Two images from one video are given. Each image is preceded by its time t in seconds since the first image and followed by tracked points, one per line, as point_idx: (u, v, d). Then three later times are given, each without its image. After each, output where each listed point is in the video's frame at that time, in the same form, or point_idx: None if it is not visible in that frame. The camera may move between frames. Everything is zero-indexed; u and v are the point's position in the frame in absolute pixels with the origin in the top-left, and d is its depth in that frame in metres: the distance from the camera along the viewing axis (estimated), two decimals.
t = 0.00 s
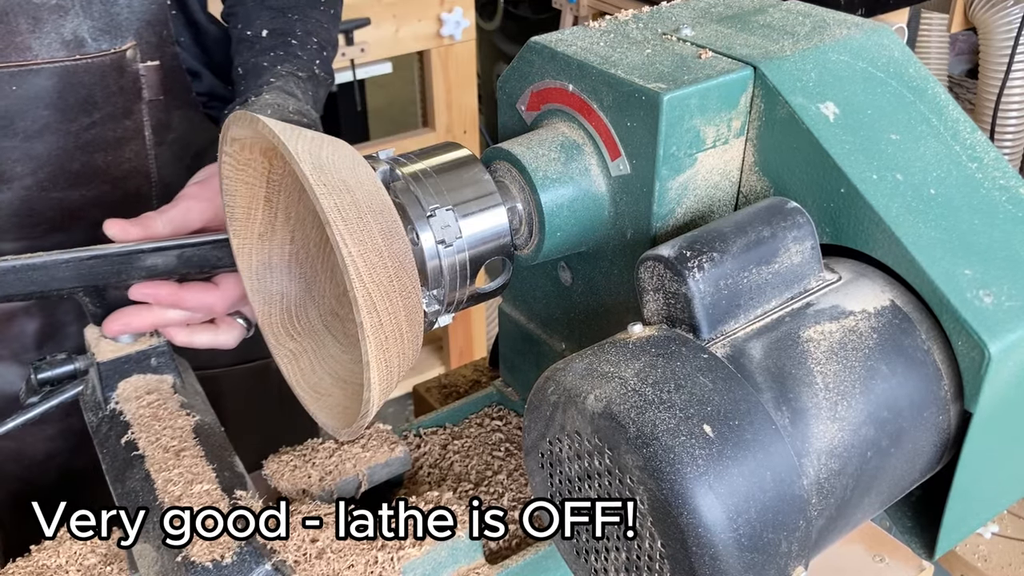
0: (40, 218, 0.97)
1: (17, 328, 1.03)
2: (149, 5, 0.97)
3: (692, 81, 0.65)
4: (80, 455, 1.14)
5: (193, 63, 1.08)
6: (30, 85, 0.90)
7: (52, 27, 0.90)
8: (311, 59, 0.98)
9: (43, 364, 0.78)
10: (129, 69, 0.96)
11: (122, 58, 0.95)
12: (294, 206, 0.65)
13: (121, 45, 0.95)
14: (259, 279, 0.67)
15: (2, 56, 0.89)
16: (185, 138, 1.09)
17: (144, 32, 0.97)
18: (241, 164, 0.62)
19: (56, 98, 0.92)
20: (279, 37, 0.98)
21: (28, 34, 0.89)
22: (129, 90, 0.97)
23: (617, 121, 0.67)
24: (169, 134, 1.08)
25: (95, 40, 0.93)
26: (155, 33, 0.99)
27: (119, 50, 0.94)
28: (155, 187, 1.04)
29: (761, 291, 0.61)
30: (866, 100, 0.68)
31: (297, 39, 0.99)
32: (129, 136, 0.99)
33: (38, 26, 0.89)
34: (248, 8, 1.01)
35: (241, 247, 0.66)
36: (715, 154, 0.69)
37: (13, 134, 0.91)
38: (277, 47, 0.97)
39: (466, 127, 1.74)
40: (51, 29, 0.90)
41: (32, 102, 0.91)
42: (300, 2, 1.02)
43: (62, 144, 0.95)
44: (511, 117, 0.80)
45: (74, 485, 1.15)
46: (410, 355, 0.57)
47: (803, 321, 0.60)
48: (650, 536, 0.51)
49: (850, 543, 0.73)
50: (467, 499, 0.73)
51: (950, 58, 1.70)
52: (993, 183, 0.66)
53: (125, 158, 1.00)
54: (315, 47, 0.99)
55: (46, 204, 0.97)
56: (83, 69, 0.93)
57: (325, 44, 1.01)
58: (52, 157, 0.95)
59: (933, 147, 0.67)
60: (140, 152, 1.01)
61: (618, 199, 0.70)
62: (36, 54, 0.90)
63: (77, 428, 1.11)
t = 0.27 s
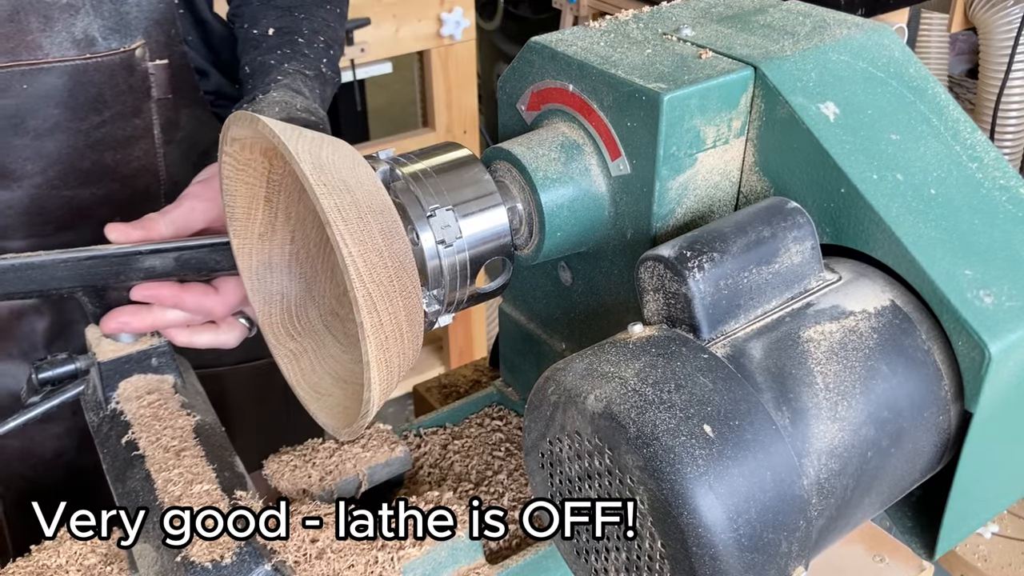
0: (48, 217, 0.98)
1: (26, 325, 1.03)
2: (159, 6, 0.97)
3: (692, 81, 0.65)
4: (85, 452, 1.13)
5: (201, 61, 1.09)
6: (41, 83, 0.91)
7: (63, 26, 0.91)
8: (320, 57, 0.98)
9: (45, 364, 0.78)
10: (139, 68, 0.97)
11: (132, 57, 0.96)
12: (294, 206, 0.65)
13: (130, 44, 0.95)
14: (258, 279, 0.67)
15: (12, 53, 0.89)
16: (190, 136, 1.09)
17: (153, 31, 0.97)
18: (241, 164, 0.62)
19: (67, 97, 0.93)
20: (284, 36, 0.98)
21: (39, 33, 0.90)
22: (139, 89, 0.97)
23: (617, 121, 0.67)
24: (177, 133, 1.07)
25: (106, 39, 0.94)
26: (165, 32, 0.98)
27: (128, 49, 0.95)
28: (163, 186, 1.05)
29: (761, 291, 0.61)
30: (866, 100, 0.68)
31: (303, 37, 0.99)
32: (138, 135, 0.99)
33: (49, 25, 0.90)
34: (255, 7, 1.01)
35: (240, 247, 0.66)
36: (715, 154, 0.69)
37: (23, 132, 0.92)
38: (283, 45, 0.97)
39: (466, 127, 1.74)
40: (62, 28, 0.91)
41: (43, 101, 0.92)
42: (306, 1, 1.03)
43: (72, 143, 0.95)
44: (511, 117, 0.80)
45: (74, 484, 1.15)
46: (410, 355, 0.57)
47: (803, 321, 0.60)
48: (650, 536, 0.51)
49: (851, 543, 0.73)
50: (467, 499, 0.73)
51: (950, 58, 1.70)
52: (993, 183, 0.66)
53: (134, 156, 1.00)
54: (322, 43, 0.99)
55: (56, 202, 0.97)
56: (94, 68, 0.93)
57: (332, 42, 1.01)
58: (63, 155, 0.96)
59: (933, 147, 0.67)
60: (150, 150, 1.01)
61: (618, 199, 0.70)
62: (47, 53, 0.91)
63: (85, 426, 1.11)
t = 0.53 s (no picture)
0: (47, 217, 0.98)
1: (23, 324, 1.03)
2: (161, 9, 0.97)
3: (692, 81, 0.65)
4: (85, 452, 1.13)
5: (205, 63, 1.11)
6: (39, 84, 0.91)
7: (62, 27, 0.91)
8: (325, 57, 0.98)
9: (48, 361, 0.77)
10: (138, 70, 0.97)
11: (131, 59, 0.96)
12: (294, 206, 0.65)
13: (130, 45, 0.96)
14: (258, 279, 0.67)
15: (11, 55, 0.90)
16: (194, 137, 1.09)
17: (153, 33, 0.97)
18: (241, 164, 0.62)
19: (65, 98, 0.93)
20: (293, 35, 0.98)
21: (38, 34, 0.91)
22: (138, 90, 0.97)
23: (617, 121, 0.67)
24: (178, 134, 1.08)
25: (104, 40, 0.94)
26: (166, 34, 0.98)
27: (127, 51, 0.95)
28: (163, 187, 1.05)
29: (761, 291, 0.61)
30: (866, 100, 0.68)
31: (311, 37, 0.99)
32: (137, 136, 0.99)
33: (48, 26, 0.91)
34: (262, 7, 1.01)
35: (240, 247, 0.66)
36: (715, 154, 0.69)
37: (21, 133, 0.92)
38: (290, 45, 0.97)
39: (466, 127, 1.74)
40: (61, 29, 0.92)
41: (42, 102, 0.92)
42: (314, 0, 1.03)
43: (70, 144, 0.95)
44: (511, 117, 0.80)
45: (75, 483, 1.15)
46: (410, 354, 0.57)
47: (803, 321, 0.60)
48: (650, 536, 0.51)
49: (851, 543, 0.73)
50: (467, 499, 0.73)
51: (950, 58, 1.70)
52: (994, 183, 0.66)
53: (133, 158, 1.00)
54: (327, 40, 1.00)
55: (54, 203, 0.97)
56: (93, 69, 0.93)
57: (339, 42, 1.01)
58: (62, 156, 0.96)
59: (933, 147, 0.67)
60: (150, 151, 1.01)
61: (618, 199, 0.70)
62: (46, 54, 0.92)
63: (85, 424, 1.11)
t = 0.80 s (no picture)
0: (57, 219, 0.98)
1: (32, 324, 1.04)
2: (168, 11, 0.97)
3: (692, 81, 0.65)
4: (86, 452, 1.13)
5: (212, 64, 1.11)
6: (50, 87, 0.92)
7: (71, 30, 0.92)
8: (331, 47, 0.98)
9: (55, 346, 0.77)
10: (147, 72, 0.97)
11: (140, 60, 0.96)
12: (295, 206, 0.65)
13: (138, 47, 0.96)
14: (258, 279, 0.67)
15: (22, 58, 0.91)
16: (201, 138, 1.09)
17: (161, 35, 0.97)
18: (241, 164, 0.62)
19: (75, 101, 0.94)
20: (298, 25, 0.99)
21: (48, 37, 0.91)
22: (147, 92, 0.98)
23: (617, 121, 0.67)
24: (185, 135, 1.08)
25: (114, 42, 0.95)
26: (174, 35, 0.98)
27: (136, 53, 0.96)
28: (170, 188, 1.05)
29: (761, 290, 0.61)
30: (866, 101, 0.68)
31: (317, 28, 0.99)
32: (146, 138, 1.00)
33: (58, 29, 0.91)
34: None
35: (240, 248, 0.65)
36: (715, 154, 0.69)
37: (32, 135, 0.93)
38: (297, 36, 0.97)
39: (466, 127, 1.74)
40: (71, 32, 0.92)
41: (51, 104, 0.92)
42: None
43: (80, 146, 0.96)
44: (511, 117, 0.80)
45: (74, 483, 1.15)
46: (410, 354, 0.57)
47: (803, 321, 0.60)
48: (650, 536, 0.51)
49: (851, 543, 0.73)
50: (467, 498, 0.73)
51: (950, 58, 1.70)
52: (993, 183, 0.66)
53: (141, 159, 1.01)
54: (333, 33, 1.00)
55: (63, 205, 0.98)
56: (102, 71, 0.94)
57: (345, 33, 1.02)
58: (72, 157, 0.96)
59: (933, 147, 0.67)
60: (157, 153, 1.01)
61: (618, 199, 0.70)
62: (56, 57, 0.92)
63: (92, 424, 1.11)
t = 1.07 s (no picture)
0: (64, 220, 1.01)
1: (39, 326, 1.05)
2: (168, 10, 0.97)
3: (692, 81, 0.65)
4: (85, 451, 1.13)
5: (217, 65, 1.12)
6: (57, 89, 0.94)
7: (79, 32, 0.94)
8: (325, 52, 0.98)
9: (44, 353, 0.79)
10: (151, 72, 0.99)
11: (146, 62, 0.99)
12: (295, 206, 0.65)
13: (145, 49, 0.99)
14: (258, 279, 0.67)
15: (31, 61, 0.93)
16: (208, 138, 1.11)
17: (167, 35, 1.00)
18: (242, 165, 0.62)
19: (83, 102, 0.96)
20: (294, 29, 0.99)
21: (56, 39, 0.93)
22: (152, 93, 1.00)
23: (617, 121, 0.67)
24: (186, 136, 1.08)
25: (121, 44, 0.97)
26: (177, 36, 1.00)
27: (143, 55, 0.98)
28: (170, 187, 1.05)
29: (762, 291, 0.61)
30: (866, 101, 0.68)
31: (312, 31, 0.99)
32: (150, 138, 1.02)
33: (66, 31, 0.94)
34: None
35: (241, 248, 0.65)
36: (716, 154, 0.69)
37: (39, 137, 0.95)
38: (291, 39, 0.97)
39: (466, 127, 1.74)
40: (79, 34, 0.94)
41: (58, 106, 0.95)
42: None
43: (87, 147, 0.98)
44: (512, 117, 0.80)
45: (72, 485, 1.14)
46: (410, 355, 0.57)
47: (804, 321, 0.60)
48: (650, 536, 0.51)
49: (851, 543, 0.73)
50: (467, 499, 0.73)
51: (950, 58, 1.70)
52: (994, 183, 0.66)
53: (148, 160, 1.04)
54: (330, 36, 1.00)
55: (70, 206, 1.01)
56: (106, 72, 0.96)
57: (341, 37, 1.02)
58: (81, 160, 0.99)
59: (933, 147, 0.67)
60: (165, 153, 1.04)
61: (618, 199, 0.70)
62: (64, 59, 0.94)
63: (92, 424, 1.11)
